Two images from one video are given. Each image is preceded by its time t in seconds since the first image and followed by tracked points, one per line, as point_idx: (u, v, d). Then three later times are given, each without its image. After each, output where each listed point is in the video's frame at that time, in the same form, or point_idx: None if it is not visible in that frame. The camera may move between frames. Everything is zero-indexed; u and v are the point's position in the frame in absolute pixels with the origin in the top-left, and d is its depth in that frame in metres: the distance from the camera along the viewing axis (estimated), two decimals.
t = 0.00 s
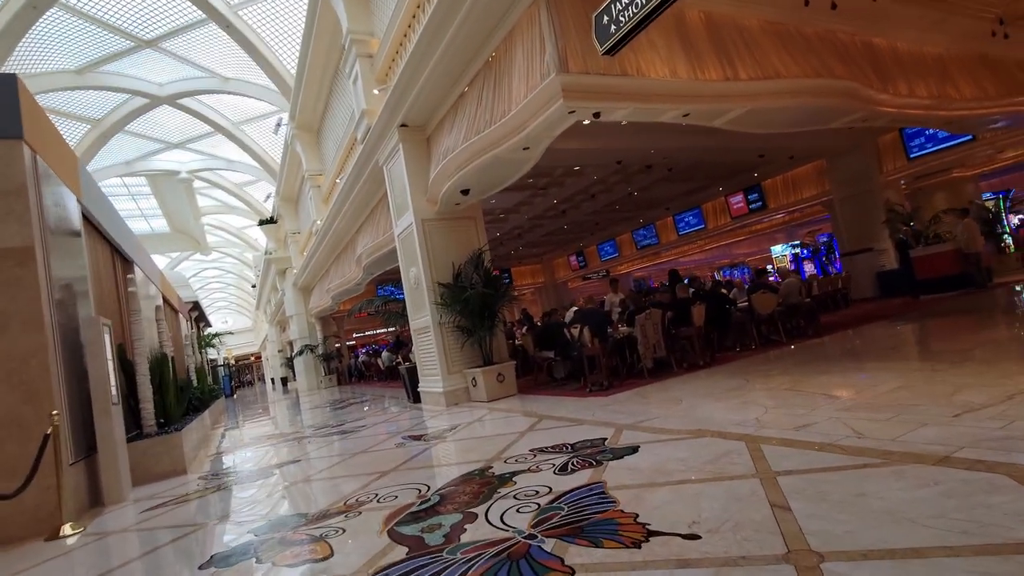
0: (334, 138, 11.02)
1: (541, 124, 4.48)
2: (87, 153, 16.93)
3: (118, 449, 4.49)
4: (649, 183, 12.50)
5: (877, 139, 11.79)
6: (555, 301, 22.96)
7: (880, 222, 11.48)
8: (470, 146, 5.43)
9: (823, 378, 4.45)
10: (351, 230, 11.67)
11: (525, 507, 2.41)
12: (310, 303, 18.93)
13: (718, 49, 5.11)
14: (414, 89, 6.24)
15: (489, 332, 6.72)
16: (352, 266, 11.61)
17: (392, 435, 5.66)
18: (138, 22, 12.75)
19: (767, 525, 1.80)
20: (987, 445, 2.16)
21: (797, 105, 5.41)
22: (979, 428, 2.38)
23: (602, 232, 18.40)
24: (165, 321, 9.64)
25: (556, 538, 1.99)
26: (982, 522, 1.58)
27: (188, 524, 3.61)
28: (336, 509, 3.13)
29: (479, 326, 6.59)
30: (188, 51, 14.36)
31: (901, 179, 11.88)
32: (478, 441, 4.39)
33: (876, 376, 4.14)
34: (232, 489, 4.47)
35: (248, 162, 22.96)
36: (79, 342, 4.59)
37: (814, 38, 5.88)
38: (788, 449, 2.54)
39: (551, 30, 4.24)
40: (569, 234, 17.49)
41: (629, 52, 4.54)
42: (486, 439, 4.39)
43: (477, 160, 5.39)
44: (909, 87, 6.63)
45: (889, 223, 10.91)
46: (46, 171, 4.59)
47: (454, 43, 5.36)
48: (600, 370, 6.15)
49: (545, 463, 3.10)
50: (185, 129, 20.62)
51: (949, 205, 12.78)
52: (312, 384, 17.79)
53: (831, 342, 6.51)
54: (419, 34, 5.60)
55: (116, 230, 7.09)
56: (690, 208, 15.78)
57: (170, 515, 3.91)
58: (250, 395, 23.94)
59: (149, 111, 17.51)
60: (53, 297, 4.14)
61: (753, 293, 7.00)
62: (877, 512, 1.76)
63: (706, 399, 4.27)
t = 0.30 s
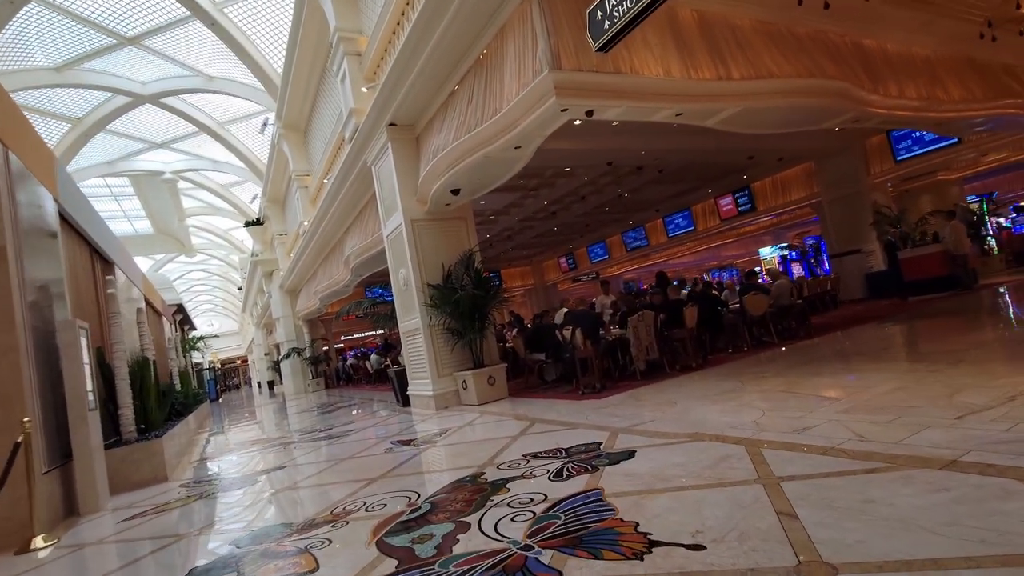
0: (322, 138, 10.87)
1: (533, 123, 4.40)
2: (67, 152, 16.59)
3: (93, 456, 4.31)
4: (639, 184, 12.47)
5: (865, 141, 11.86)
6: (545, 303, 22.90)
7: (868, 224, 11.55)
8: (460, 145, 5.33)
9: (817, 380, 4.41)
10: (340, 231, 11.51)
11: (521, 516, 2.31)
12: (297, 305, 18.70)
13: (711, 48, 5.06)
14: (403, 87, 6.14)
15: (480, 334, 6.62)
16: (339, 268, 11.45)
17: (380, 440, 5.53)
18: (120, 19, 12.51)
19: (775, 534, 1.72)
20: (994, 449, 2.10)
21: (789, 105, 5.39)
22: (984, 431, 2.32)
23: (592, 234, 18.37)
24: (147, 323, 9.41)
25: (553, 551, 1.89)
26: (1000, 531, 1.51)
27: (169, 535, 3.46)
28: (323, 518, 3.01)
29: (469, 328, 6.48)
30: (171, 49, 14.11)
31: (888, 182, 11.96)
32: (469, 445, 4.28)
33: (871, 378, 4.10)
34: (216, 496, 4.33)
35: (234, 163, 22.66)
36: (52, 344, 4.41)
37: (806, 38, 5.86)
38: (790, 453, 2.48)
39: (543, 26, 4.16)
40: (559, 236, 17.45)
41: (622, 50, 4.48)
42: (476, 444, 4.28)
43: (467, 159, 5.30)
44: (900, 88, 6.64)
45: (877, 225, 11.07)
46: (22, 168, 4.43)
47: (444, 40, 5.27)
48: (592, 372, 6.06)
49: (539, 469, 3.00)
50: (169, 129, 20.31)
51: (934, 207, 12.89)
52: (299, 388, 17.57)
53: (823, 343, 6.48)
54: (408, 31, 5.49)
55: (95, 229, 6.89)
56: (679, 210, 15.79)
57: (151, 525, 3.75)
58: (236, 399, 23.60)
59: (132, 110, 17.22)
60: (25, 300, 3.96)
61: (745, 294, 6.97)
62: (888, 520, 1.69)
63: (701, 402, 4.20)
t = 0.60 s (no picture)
0: (313, 139, 10.75)
1: (528, 121, 4.32)
2: (54, 155, 16.38)
3: (76, 465, 4.17)
4: (633, 186, 12.43)
5: (857, 141, 11.88)
6: (539, 305, 22.81)
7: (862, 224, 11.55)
8: (454, 144, 5.24)
9: (816, 380, 4.35)
10: (332, 234, 11.38)
11: (520, 526, 2.21)
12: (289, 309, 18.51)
13: (707, 45, 5.00)
14: (395, 87, 6.04)
15: (474, 337, 6.52)
16: (331, 270, 11.31)
17: (374, 445, 5.42)
18: (107, 19, 12.35)
19: (788, 544, 1.64)
20: (1009, 452, 2.03)
21: (786, 103, 5.34)
22: (996, 433, 2.26)
23: (586, 235, 18.31)
24: (135, 327, 9.24)
25: (554, 563, 1.80)
26: None
27: (155, 546, 3.33)
28: (315, 528, 2.90)
29: (463, 331, 6.38)
30: (159, 50, 13.96)
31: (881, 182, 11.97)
32: (465, 450, 4.19)
33: (872, 377, 4.04)
34: (204, 505, 4.20)
35: (225, 165, 22.48)
36: (33, 349, 4.28)
37: (801, 36, 5.82)
38: (796, 457, 2.40)
39: (537, 22, 4.07)
40: (553, 237, 17.38)
41: (617, 47, 4.40)
42: (471, 449, 4.18)
43: (461, 159, 5.21)
44: (895, 87, 6.62)
45: (870, 225, 11.10)
46: (3, 171, 4.30)
47: (437, 38, 5.18)
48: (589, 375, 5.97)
49: (538, 475, 2.92)
50: (158, 131, 20.11)
51: (927, 207, 12.93)
52: (291, 392, 17.40)
53: (820, 343, 6.44)
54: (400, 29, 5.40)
55: (81, 231, 6.74)
56: (673, 211, 15.73)
57: (136, 536, 3.62)
58: (228, 404, 23.37)
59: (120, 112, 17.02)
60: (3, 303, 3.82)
61: (741, 294, 6.92)
62: (907, 529, 1.61)
63: (700, 404, 4.13)
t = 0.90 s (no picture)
0: (318, 135, 10.66)
1: (538, 112, 4.20)
2: (58, 152, 16.36)
3: (77, 464, 4.09)
4: (640, 182, 12.28)
5: (869, 136, 11.70)
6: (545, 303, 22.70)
7: (873, 221, 11.37)
8: (462, 137, 5.12)
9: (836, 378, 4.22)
10: (337, 231, 11.30)
11: (537, 533, 2.09)
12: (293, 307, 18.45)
13: (721, 34, 4.86)
14: (401, 80, 5.92)
15: (481, 335, 6.41)
16: (336, 268, 11.23)
17: (380, 445, 5.31)
18: (110, 15, 12.29)
19: (832, 557, 1.51)
20: None
21: (800, 94, 5.21)
22: None
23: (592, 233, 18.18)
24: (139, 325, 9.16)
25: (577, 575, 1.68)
26: None
27: (156, 550, 3.23)
28: (322, 533, 2.80)
29: (471, 329, 6.28)
30: (163, 46, 13.90)
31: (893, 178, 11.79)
32: (474, 451, 4.08)
33: (896, 375, 3.90)
34: (208, 507, 4.10)
35: (230, 163, 22.46)
36: (33, 346, 4.20)
37: (817, 26, 5.67)
38: (827, 460, 2.28)
39: (547, 9, 3.93)
40: (559, 235, 17.26)
41: (630, 36, 4.27)
42: (480, 450, 4.07)
43: (468, 152, 5.09)
44: (911, 78, 6.46)
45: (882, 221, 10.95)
46: (6, 170, 4.24)
47: (444, 28, 5.05)
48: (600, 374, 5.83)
49: (552, 478, 2.80)
50: (162, 128, 20.09)
51: (939, 203, 12.74)
52: (297, 390, 17.36)
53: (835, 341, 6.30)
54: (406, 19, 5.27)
55: (83, 228, 6.66)
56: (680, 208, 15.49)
57: (138, 539, 3.52)
58: (233, 402, 23.38)
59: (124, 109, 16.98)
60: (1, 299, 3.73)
61: (753, 292, 6.78)
62: (961, 540, 1.48)
63: (717, 403, 4.01)
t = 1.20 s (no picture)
0: (322, 129, 10.54)
1: (550, 100, 4.06)
2: (62, 148, 16.33)
3: (77, 463, 3.99)
4: (649, 177, 12.11)
5: (882, 130, 11.49)
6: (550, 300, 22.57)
7: (887, 216, 11.17)
8: (470, 129, 4.99)
9: (861, 376, 4.06)
10: (342, 226, 11.19)
11: (557, 541, 1.96)
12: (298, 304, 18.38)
13: (738, 20, 4.69)
14: (408, 70, 5.78)
15: (489, 332, 6.28)
16: (342, 264, 11.12)
17: (386, 444, 5.19)
18: (114, 8, 12.20)
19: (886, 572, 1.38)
20: None
21: (819, 83, 5.05)
22: None
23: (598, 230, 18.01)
24: (143, 321, 9.08)
25: None
26: None
27: (155, 552, 3.11)
28: (327, 537, 2.67)
29: (479, 325, 6.15)
30: (166, 40, 13.82)
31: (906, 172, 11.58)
32: (484, 450, 3.95)
33: (924, 373, 3.74)
34: (210, 507, 3.98)
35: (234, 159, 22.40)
36: (31, 341, 4.10)
37: (835, 13, 5.50)
38: (864, 463, 2.14)
39: None
40: (565, 231, 17.10)
41: (645, 22, 4.10)
42: (490, 450, 3.94)
43: (477, 144, 4.96)
44: (931, 68, 6.28)
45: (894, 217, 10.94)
46: (9, 166, 4.16)
47: (452, 16, 4.91)
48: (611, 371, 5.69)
49: (569, 480, 2.67)
50: (167, 124, 20.05)
51: (952, 198, 12.51)
52: (302, 387, 17.31)
53: (851, 338, 6.14)
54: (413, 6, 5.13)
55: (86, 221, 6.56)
56: (689, 204, 15.29)
57: (138, 541, 3.40)
58: (238, 399, 23.38)
59: (128, 105, 16.93)
60: None
61: (767, 287, 6.63)
62: None
63: (735, 402, 3.86)
